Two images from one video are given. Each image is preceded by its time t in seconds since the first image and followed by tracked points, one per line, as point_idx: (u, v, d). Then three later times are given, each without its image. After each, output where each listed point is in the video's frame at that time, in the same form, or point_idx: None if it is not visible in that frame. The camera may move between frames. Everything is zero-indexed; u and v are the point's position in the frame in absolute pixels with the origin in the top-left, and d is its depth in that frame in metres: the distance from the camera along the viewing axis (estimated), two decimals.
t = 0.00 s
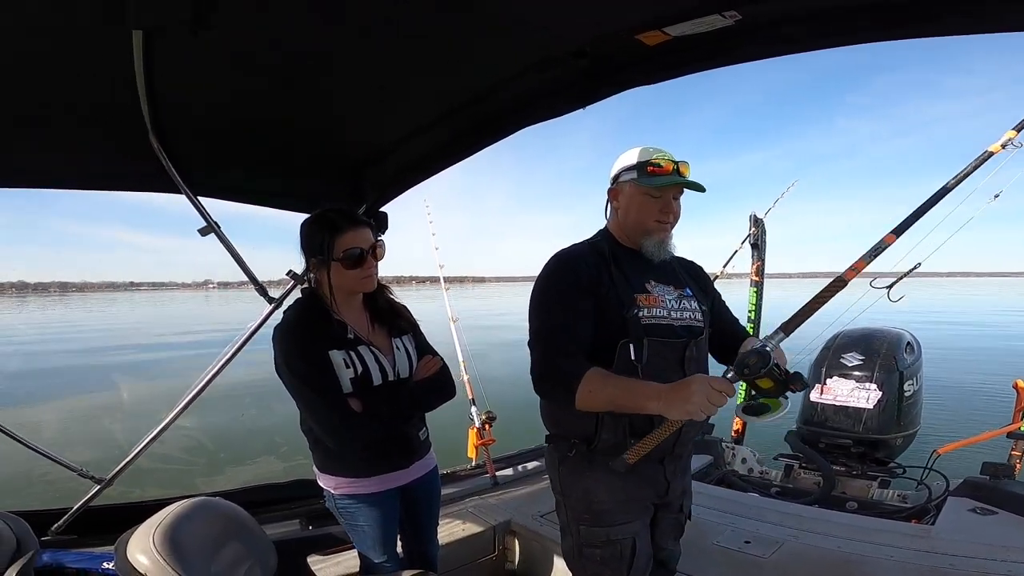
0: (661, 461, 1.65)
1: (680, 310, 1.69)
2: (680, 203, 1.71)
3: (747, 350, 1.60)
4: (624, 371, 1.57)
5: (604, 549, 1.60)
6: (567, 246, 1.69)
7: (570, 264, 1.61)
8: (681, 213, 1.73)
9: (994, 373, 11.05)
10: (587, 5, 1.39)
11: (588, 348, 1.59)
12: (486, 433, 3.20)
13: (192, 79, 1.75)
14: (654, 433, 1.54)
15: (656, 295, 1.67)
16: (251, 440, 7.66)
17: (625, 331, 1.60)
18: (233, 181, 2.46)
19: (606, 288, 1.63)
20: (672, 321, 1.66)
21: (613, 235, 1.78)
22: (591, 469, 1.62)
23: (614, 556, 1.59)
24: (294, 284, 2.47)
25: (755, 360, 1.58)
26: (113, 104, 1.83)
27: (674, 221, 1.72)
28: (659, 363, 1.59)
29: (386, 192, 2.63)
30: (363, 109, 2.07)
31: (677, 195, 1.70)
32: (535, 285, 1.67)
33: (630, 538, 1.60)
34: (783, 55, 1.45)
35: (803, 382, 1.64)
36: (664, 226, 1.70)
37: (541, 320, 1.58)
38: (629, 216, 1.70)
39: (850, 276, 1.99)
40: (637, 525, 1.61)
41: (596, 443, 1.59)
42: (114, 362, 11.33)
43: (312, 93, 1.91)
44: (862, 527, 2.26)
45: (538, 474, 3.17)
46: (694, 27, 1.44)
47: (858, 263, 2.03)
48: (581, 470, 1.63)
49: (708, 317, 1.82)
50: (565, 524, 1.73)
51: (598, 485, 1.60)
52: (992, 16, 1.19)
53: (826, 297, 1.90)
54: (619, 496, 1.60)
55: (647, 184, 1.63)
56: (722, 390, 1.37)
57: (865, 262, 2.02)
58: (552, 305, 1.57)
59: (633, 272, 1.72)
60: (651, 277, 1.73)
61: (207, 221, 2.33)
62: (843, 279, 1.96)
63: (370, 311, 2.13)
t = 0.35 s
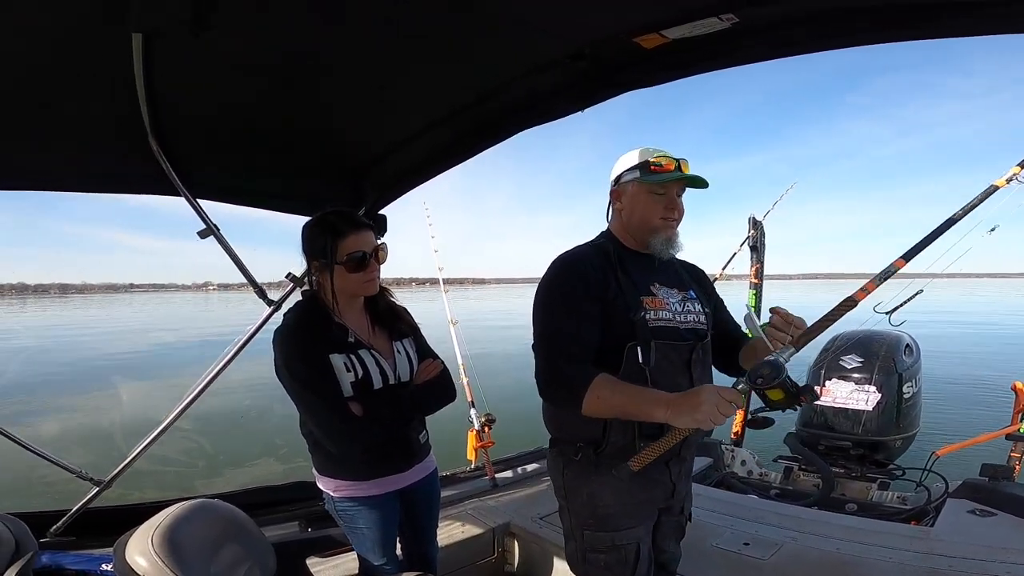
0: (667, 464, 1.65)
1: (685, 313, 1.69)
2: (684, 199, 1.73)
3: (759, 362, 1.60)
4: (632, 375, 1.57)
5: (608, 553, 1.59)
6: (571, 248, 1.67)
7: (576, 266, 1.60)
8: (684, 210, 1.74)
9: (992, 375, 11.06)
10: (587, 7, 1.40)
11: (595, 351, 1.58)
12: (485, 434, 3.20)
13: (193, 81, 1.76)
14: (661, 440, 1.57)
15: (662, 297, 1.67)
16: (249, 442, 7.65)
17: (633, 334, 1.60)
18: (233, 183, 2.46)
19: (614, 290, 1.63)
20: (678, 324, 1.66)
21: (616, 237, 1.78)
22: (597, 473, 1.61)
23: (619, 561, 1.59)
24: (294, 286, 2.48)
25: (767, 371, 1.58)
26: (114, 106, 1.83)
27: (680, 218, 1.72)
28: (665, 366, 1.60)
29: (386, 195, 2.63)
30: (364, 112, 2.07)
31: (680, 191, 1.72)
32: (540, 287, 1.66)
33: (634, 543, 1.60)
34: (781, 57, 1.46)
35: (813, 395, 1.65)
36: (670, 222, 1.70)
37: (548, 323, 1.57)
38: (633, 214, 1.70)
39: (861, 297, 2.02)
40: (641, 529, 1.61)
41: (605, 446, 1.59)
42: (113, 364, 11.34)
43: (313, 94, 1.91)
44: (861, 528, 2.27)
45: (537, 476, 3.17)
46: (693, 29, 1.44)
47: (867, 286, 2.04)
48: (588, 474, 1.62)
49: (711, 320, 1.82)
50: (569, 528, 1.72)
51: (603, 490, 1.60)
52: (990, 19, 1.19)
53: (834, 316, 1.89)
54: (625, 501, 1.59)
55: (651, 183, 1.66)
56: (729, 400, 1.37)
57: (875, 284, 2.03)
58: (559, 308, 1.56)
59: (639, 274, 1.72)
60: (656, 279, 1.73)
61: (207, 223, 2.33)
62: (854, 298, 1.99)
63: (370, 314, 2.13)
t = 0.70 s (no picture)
0: (666, 465, 1.64)
1: (686, 314, 1.69)
2: (688, 196, 1.72)
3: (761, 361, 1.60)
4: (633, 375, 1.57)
5: (604, 552, 1.59)
6: (576, 247, 1.67)
7: (581, 266, 1.59)
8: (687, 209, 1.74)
9: (990, 375, 11.07)
10: (586, 7, 1.39)
11: (598, 351, 1.57)
12: (484, 435, 3.19)
13: (192, 81, 1.75)
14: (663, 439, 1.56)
15: (664, 298, 1.67)
16: (248, 442, 7.64)
17: (634, 335, 1.60)
18: (231, 182, 2.46)
19: (617, 290, 1.62)
20: (680, 325, 1.66)
21: (621, 235, 1.77)
22: (595, 472, 1.61)
23: (613, 559, 1.58)
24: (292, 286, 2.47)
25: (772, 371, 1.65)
26: (112, 106, 1.83)
27: (684, 216, 1.72)
28: (666, 367, 1.60)
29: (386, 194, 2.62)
30: (364, 111, 2.06)
31: (684, 189, 1.71)
32: (543, 286, 1.65)
33: (630, 542, 1.59)
34: (780, 57, 1.45)
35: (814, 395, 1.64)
36: (676, 220, 1.70)
37: (551, 322, 1.57)
38: (639, 212, 1.69)
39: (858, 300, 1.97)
40: (638, 529, 1.61)
41: (603, 445, 1.58)
42: (111, 364, 11.30)
43: (312, 94, 1.91)
44: (860, 528, 2.26)
45: (536, 476, 3.17)
46: (691, 29, 1.44)
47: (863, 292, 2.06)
48: (586, 472, 1.61)
49: (713, 321, 1.82)
50: (566, 526, 1.72)
51: (601, 488, 1.59)
52: (989, 20, 1.19)
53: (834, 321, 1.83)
54: (623, 499, 1.59)
55: (658, 181, 1.65)
56: (730, 399, 1.38)
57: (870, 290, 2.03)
58: (563, 307, 1.55)
59: (643, 274, 1.71)
60: (659, 281, 1.72)
61: (205, 223, 2.32)
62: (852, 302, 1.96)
63: (371, 314, 2.12)
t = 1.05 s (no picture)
0: (667, 464, 1.64)
1: (684, 313, 1.69)
2: (684, 199, 1.72)
3: (764, 358, 1.62)
4: (633, 373, 1.56)
5: (606, 550, 1.58)
6: (574, 248, 1.66)
7: (581, 266, 1.58)
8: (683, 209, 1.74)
9: (985, 374, 11.12)
10: (581, 7, 1.39)
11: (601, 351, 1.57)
12: (481, 434, 3.18)
13: (185, 80, 1.74)
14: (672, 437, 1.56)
15: (662, 298, 1.66)
16: (244, 442, 7.62)
17: (635, 334, 1.59)
18: (226, 181, 2.45)
19: (616, 289, 1.61)
20: (678, 324, 1.66)
21: (618, 236, 1.77)
22: (596, 470, 1.60)
23: (615, 557, 1.58)
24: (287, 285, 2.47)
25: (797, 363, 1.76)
26: (105, 106, 1.82)
27: (679, 218, 1.72)
28: (665, 365, 1.59)
29: (382, 194, 2.61)
30: (360, 110, 2.06)
31: (681, 192, 1.71)
32: (543, 287, 1.64)
33: (631, 540, 1.59)
34: (775, 57, 1.45)
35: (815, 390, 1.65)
36: (672, 222, 1.70)
37: (551, 323, 1.56)
38: (636, 213, 1.69)
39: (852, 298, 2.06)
40: (639, 527, 1.60)
41: (605, 443, 1.58)
42: (106, 364, 11.26)
43: (307, 93, 1.90)
44: (856, 528, 2.27)
45: (533, 476, 3.16)
46: (685, 28, 1.44)
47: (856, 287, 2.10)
48: (586, 471, 1.61)
49: (710, 320, 1.82)
50: (566, 526, 1.71)
51: (602, 486, 1.59)
52: (984, 20, 1.19)
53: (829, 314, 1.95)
54: (624, 498, 1.59)
55: (655, 182, 1.64)
56: (736, 397, 1.39)
57: (862, 286, 2.08)
58: (563, 308, 1.54)
59: (641, 274, 1.70)
60: (656, 280, 1.72)
61: (199, 223, 2.31)
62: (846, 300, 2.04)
63: (367, 313, 2.12)
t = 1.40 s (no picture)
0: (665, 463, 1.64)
1: (682, 314, 1.69)
2: (684, 205, 1.72)
3: (773, 351, 1.76)
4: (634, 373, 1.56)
5: (607, 549, 1.58)
6: (573, 248, 1.66)
7: (582, 267, 1.57)
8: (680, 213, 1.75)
9: (979, 374, 11.17)
10: (577, 7, 1.39)
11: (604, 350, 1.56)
12: (477, 435, 3.18)
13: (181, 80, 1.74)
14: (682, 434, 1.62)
15: (661, 298, 1.67)
16: (239, 443, 7.59)
17: (636, 333, 1.59)
18: (222, 180, 2.44)
19: (618, 289, 1.61)
20: (677, 324, 1.66)
21: (615, 238, 1.76)
22: (596, 470, 1.60)
23: (616, 557, 1.58)
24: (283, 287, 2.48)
25: (780, 359, 1.76)
26: (101, 106, 1.81)
27: (678, 223, 1.73)
28: (665, 365, 1.60)
29: (376, 195, 2.61)
30: (357, 110, 2.05)
31: (682, 198, 1.71)
32: (543, 286, 1.63)
33: (631, 539, 1.59)
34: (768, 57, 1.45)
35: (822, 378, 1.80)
36: (670, 227, 1.71)
37: (553, 322, 1.55)
38: (636, 216, 1.69)
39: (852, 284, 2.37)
40: (639, 526, 1.61)
41: (605, 442, 1.57)
42: (102, 365, 11.21)
43: (302, 93, 1.89)
44: (851, 527, 2.27)
45: (529, 476, 3.16)
46: (679, 28, 1.44)
47: (860, 274, 2.46)
48: (585, 471, 1.60)
49: (705, 321, 1.83)
50: (565, 525, 1.71)
51: (602, 486, 1.59)
52: (977, 21, 1.19)
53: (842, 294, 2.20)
54: (625, 497, 1.59)
55: (658, 187, 1.64)
56: (745, 391, 1.44)
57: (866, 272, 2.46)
58: (564, 306, 1.53)
59: (640, 275, 1.71)
60: (655, 281, 1.73)
61: (194, 224, 2.31)
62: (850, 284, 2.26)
63: (363, 314, 2.11)
